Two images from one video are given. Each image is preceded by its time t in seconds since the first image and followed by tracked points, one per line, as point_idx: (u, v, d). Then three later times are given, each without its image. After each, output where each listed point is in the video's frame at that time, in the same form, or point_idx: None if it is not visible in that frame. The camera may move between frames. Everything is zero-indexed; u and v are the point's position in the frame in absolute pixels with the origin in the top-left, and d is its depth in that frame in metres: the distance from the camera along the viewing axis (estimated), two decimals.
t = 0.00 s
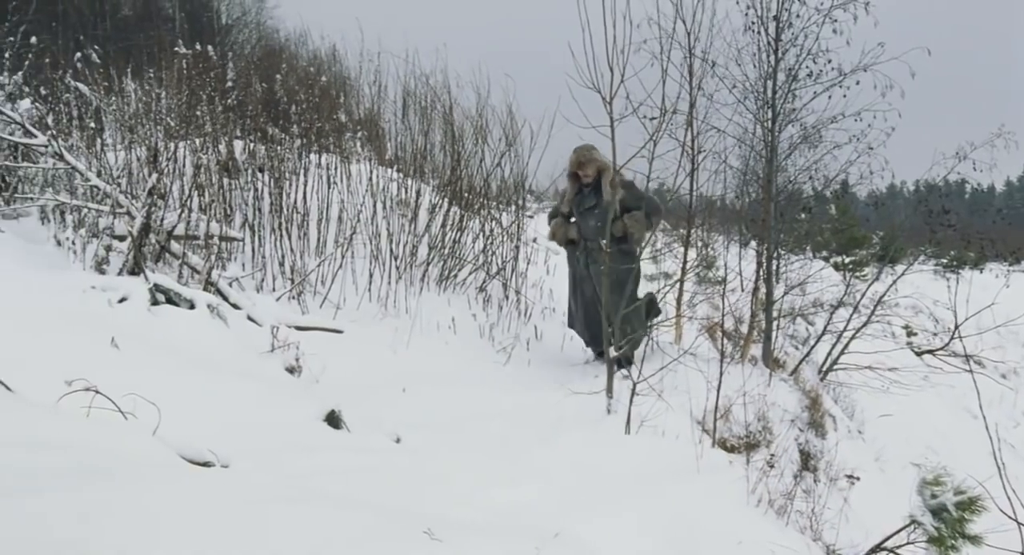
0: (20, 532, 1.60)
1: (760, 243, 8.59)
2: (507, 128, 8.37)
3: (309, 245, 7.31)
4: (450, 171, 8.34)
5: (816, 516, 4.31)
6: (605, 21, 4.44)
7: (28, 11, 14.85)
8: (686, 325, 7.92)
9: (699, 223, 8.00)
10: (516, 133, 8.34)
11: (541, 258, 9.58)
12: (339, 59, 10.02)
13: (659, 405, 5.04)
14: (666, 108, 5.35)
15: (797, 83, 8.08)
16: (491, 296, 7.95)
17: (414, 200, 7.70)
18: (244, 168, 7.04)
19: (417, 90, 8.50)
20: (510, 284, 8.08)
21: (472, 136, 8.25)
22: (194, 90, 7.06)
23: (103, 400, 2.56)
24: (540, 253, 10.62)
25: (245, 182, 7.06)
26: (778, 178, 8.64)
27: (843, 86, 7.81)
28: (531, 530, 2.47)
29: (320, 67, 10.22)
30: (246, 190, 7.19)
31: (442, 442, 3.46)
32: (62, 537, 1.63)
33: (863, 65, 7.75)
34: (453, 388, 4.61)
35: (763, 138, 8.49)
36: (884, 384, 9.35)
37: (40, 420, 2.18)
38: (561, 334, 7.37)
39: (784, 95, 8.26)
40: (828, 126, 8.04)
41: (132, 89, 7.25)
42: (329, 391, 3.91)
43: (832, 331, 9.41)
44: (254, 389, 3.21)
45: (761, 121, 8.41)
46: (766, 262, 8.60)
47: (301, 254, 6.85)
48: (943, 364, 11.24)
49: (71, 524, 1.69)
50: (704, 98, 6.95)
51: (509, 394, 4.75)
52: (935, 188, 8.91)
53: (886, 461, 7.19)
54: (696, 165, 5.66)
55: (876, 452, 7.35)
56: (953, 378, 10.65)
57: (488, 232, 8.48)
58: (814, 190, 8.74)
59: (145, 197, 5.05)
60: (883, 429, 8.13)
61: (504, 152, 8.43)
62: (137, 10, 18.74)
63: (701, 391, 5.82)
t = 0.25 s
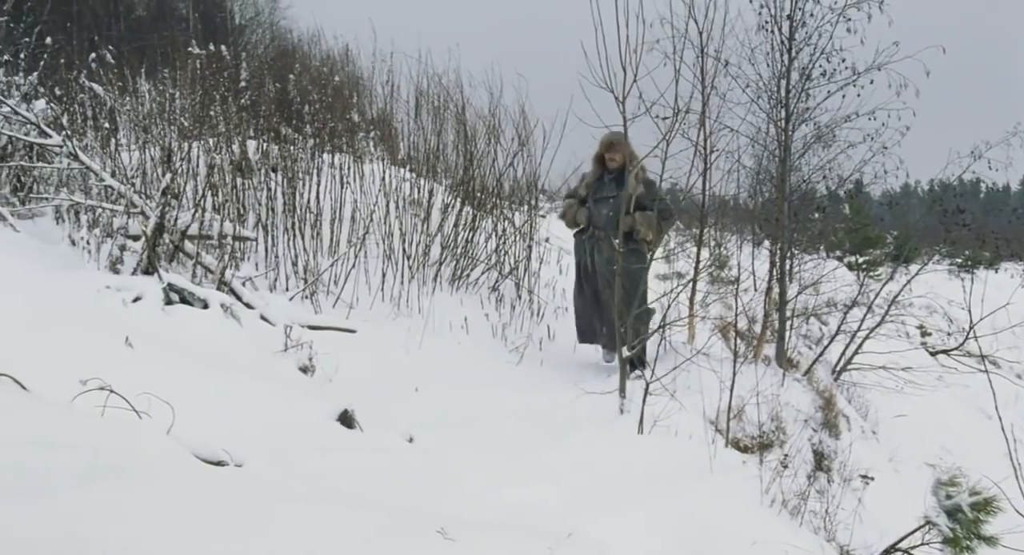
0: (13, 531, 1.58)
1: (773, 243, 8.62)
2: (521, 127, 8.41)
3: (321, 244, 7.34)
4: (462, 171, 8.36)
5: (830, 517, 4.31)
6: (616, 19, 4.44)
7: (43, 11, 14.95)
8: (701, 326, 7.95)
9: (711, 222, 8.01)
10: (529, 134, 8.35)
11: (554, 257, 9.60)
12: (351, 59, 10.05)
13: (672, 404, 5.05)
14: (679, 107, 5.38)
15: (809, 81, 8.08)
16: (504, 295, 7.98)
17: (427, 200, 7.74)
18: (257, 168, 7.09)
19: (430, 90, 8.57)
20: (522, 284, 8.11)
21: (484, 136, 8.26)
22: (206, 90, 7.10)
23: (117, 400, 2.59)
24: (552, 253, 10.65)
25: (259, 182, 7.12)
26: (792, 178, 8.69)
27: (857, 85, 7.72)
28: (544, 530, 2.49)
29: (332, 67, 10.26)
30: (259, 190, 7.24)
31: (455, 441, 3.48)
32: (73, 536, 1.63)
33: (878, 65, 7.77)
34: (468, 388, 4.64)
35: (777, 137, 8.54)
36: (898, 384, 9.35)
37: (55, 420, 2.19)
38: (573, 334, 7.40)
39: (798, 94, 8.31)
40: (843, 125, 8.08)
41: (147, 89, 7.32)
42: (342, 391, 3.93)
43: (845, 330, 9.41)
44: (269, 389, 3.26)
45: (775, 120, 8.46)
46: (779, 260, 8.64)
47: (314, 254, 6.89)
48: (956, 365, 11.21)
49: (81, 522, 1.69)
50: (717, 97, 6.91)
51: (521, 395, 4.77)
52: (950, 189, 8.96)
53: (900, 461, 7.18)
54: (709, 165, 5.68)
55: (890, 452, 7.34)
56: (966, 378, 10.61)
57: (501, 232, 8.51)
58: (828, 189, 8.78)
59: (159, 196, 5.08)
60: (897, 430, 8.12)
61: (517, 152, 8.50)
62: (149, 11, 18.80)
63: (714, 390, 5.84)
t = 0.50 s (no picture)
0: (25, 532, 1.57)
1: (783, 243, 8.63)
2: (531, 127, 8.43)
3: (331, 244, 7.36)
4: (472, 171, 8.40)
5: (841, 517, 4.31)
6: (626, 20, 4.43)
7: (56, 13, 15.01)
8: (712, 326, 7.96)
9: (721, 222, 8.03)
10: (539, 133, 8.36)
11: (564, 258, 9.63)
12: (362, 59, 10.07)
13: (682, 404, 5.05)
14: (689, 107, 5.40)
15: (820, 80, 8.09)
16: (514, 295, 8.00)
17: (437, 200, 7.76)
18: (267, 168, 7.13)
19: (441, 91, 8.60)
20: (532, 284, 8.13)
21: (495, 136, 8.29)
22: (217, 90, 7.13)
23: (128, 401, 2.60)
24: (563, 253, 10.68)
25: (269, 182, 7.16)
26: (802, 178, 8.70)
27: (869, 84, 7.55)
28: (555, 530, 2.49)
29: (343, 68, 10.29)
30: (270, 190, 7.27)
31: (466, 441, 3.50)
32: (86, 537, 1.62)
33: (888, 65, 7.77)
34: (479, 388, 4.65)
35: (787, 137, 8.55)
36: (908, 385, 9.34)
37: (68, 419, 2.21)
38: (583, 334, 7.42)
39: (809, 95, 8.30)
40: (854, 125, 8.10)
41: (158, 90, 7.37)
42: (354, 391, 3.95)
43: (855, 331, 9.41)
44: (281, 389, 3.28)
45: (785, 120, 8.47)
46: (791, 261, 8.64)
47: (324, 254, 6.93)
48: (967, 365, 11.17)
49: (94, 523, 1.69)
50: (727, 97, 6.90)
51: (532, 395, 4.77)
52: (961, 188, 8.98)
53: (912, 462, 7.16)
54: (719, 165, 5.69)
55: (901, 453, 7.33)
56: (977, 378, 10.58)
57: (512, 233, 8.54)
58: (838, 190, 8.80)
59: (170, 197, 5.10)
60: (908, 431, 8.11)
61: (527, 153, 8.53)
62: (161, 12, 18.90)
63: (724, 391, 5.85)
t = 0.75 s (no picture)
0: (34, 531, 1.57)
1: (792, 243, 8.67)
2: (539, 126, 8.44)
3: (339, 244, 7.37)
4: (480, 171, 8.41)
5: (850, 517, 4.31)
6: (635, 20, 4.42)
7: (66, 13, 15.05)
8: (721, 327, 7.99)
9: (729, 222, 8.03)
10: (547, 134, 8.37)
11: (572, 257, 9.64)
12: (370, 59, 10.09)
13: (691, 405, 5.06)
14: (698, 107, 5.41)
15: (829, 80, 8.09)
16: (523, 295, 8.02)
17: (445, 200, 7.78)
18: (275, 168, 7.14)
19: (448, 90, 8.62)
20: (541, 284, 8.14)
21: (502, 136, 8.48)
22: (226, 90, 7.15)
23: (136, 400, 2.60)
24: (571, 252, 10.69)
25: (277, 183, 7.17)
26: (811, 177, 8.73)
27: (877, 85, 7.81)
28: (564, 531, 2.49)
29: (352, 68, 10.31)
30: (277, 190, 7.28)
31: (473, 441, 3.50)
32: (99, 537, 1.62)
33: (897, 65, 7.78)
34: (487, 388, 4.66)
35: (796, 137, 8.59)
36: (917, 386, 9.33)
37: (76, 419, 2.21)
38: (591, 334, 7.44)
39: (817, 94, 8.33)
40: (862, 125, 8.11)
41: (167, 90, 7.40)
42: (361, 391, 3.95)
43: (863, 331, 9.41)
44: (289, 389, 3.28)
45: (794, 119, 8.49)
46: (800, 260, 8.66)
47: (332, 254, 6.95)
48: (976, 365, 11.16)
49: (105, 523, 1.69)
50: (735, 97, 6.89)
51: (539, 395, 4.77)
52: (970, 187, 8.96)
53: (921, 462, 7.16)
54: (729, 165, 5.69)
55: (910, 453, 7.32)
56: (986, 378, 10.55)
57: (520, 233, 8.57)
58: (846, 190, 8.83)
59: (178, 197, 5.12)
60: (917, 431, 8.11)
61: (534, 153, 8.58)
62: (169, 11, 18.92)
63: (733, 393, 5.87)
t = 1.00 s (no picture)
0: (38, 530, 1.57)
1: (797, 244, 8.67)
2: (544, 126, 8.45)
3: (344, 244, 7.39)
4: (485, 171, 8.42)
5: (856, 518, 4.30)
6: (641, 20, 4.43)
7: (72, 13, 15.06)
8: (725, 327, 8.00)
9: (734, 222, 8.03)
10: (552, 134, 8.37)
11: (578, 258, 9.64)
12: (375, 59, 10.09)
13: (696, 405, 5.06)
14: (704, 107, 5.41)
15: (835, 80, 8.10)
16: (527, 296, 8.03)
17: (450, 201, 7.79)
18: (280, 169, 7.16)
19: (453, 91, 8.64)
20: (545, 284, 8.15)
21: (507, 136, 8.49)
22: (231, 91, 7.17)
23: (143, 400, 2.61)
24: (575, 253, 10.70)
25: (281, 183, 7.19)
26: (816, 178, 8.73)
27: (882, 85, 7.88)
28: (569, 531, 2.50)
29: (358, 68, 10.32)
30: (283, 191, 7.30)
31: (478, 441, 3.50)
32: (107, 538, 1.62)
33: (902, 65, 7.78)
34: (492, 389, 4.67)
35: (801, 137, 8.59)
36: (922, 387, 9.32)
37: (83, 419, 2.22)
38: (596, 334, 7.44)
39: (822, 94, 8.33)
40: (867, 125, 8.11)
41: (172, 91, 7.41)
42: (367, 392, 3.95)
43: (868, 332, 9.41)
44: (295, 389, 3.30)
45: (798, 120, 8.50)
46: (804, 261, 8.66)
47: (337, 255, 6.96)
48: (982, 366, 11.14)
49: (113, 524, 1.69)
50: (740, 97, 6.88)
51: (544, 396, 4.78)
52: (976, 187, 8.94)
53: (927, 463, 7.15)
54: (734, 166, 5.69)
55: (916, 454, 7.32)
56: (991, 379, 10.54)
57: (525, 233, 8.58)
58: (851, 191, 8.84)
59: (184, 198, 5.13)
60: (922, 432, 8.11)
61: (538, 154, 8.58)
62: (175, 12, 18.97)
63: (738, 394, 5.88)
